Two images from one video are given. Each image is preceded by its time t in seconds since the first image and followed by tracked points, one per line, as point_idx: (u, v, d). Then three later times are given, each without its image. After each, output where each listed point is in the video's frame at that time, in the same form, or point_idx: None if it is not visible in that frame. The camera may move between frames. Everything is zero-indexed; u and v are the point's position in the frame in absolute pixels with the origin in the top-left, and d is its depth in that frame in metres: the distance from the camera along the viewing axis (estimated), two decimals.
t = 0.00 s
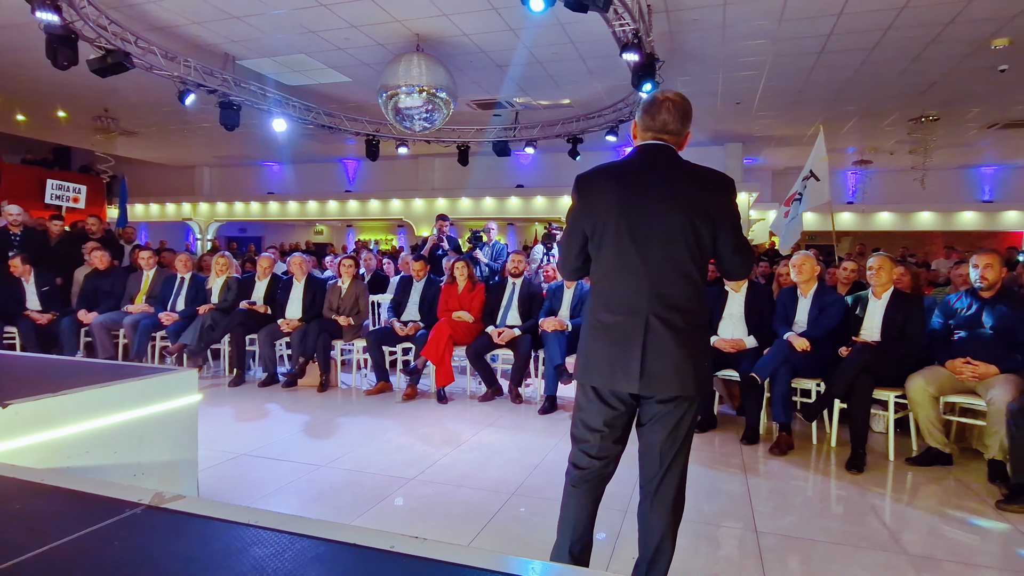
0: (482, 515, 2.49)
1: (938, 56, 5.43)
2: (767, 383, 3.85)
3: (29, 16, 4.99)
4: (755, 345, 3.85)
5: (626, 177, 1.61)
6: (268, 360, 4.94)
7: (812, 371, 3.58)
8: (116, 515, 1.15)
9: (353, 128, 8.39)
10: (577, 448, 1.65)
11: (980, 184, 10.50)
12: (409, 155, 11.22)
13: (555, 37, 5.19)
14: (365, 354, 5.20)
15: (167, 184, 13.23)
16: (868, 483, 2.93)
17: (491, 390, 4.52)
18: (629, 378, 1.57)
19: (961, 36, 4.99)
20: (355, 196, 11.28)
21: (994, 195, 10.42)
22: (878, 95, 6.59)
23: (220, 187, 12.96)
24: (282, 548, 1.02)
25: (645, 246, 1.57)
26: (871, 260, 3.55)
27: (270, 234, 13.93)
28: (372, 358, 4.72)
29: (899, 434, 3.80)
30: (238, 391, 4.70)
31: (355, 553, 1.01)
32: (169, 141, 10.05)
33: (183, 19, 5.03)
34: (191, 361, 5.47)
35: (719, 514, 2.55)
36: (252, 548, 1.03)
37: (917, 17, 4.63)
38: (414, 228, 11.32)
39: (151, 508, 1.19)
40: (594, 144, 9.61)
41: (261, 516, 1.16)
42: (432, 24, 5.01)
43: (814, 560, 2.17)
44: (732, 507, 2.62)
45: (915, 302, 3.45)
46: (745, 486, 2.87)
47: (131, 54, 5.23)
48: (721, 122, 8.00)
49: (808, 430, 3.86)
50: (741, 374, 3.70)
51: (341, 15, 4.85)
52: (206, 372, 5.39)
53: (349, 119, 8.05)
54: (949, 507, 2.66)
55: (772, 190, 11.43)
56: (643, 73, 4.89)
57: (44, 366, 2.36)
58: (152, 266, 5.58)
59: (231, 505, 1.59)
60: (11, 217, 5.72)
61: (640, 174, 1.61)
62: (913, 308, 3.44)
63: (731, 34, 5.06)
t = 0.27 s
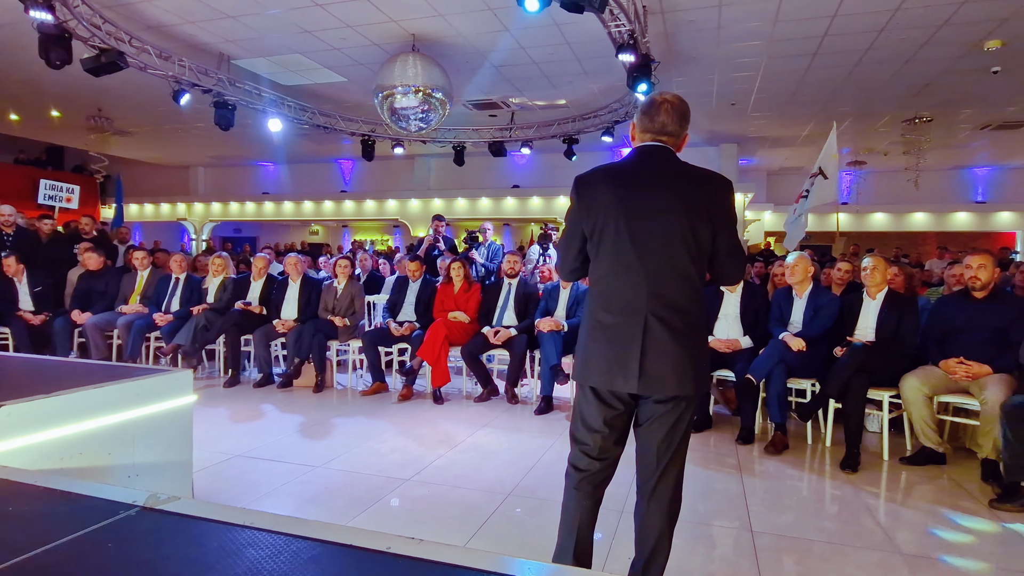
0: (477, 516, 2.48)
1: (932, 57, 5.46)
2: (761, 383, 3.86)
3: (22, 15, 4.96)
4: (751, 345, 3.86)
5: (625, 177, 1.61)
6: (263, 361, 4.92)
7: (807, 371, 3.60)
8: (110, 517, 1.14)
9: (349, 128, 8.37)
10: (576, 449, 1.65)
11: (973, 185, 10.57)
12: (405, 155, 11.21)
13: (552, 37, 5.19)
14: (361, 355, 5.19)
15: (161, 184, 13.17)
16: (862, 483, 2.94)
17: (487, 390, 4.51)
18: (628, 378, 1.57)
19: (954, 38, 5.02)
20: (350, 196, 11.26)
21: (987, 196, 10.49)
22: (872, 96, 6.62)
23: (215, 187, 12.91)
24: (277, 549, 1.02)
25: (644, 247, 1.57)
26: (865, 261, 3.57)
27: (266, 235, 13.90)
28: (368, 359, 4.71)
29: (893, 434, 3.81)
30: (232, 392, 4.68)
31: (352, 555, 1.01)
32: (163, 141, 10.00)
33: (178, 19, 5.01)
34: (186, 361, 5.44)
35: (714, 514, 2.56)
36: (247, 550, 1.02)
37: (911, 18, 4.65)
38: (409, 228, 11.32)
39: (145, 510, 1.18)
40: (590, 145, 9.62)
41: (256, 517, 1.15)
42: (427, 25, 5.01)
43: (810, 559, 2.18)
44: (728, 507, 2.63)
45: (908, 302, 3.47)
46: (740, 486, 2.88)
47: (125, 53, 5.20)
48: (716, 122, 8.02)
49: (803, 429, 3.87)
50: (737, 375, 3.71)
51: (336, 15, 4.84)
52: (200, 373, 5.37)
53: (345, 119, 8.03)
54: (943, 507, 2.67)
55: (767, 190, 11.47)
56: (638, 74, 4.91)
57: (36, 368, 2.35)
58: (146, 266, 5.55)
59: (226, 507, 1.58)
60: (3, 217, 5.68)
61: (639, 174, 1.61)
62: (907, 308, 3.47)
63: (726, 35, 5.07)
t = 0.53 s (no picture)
0: (474, 516, 2.48)
1: (928, 58, 5.48)
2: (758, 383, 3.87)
3: (17, 15, 4.94)
4: (747, 345, 3.87)
5: (626, 178, 1.61)
6: (259, 362, 4.91)
7: (803, 371, 3.60)
8: (105, 517, 1.14)
9: (345, 128, 8.36)
10: (573, 450, 1.64)
11: (968, 186, 10.62)
12: (402, 155, 11.20)
13: (549, 38, 5.20)
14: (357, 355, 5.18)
15: (157, 184, 13.14)
16: (858, 483, 2.95)
17: (484, 391, 4.51)
18: (629, 378, 1.57)
19: (949, 39, 5.04)
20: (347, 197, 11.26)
21: (982, 197, 10.55)
22: (868, 97, 6.64)
23: (212, 187, 12.89)
24: (273, 549, 1.02)
25: (646, 247, 1.57)
26: (861, 261, 3.59)
27: (262, 235, 13.88)
28: (364, 359, 4.71)
29: (889, 434, 3.82)
30: (229, 392, 4.67)
31: (348, 554, 1.01)
32: (159, 141, 9.98)
33: (175, 18, 5.00)
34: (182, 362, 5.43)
35: (711, 513, 2.56)
36: (243, 550, 1.02)
37: (907, 20, 4.67)
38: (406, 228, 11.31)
39: (141, 510, 1.18)
40: (587, 145, 9.63)
41: (251, 517, 1.15)
42: (424, 25, 5.00)
43: (806, 559, 2.18)
44: (724, 507, 2.63)
45: (904, 302, 3.48)
46: (737, 486, 2.88)
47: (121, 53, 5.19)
48: (713, 123, 8.04)
49: (800, 430, 3.88)
50: (733, 375, 3.71)
51: (334, 15, 4.84)
52: (197, 373, 5.36)
53: (342, 119, 8.02)
54: (938, 506, 2.68)
55: (764, 191, 11.50)
56: (635, 74, 4.92)
57: (31, 368, 2.34)
58: (142, 266, 5.54)
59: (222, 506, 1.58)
60: None
61: (640, 175, 1.61)
62: (903, 309, 3.47)
63: (723, 36, 5.09)
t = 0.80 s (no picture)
0: (471, 516, 2.48)
1: (923, 59, 5.50)
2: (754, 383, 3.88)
3: (12, 13, 4.92)
4: (744, 345, 3.89)
5: (627, 178, 1.60)
6: (256, 362, 4.90)
7: (799, 370, 3.61)
8: (100, 517, 1.14)
9: (342, 128, 8.36)
10: (572, 450, 1.64)
11: (963, 186, 10.67)
12: (399, 155, 11.19)
13: (546, 38, 5.20)
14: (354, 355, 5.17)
15: (152, 183, 13.10)
16: (854, 482, 2.96)
17: (481, 390, 4.51)
18: (631, 378, 1.57)
19: (945, 40, 5.07)
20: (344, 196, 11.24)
21: (977, 197, 10.60)
22: (864, 97, 6.67)
23: (208, 187, 12.85)
24: (269, 549, 1.01)
25: (648, 247, 1.57)
26: (856, 261, 3.59)
27: (259, 235, 13.86)
28: (361, 359, 4.70)
29: (885, 433, 3.84)
30: (225, 393, 4.65)
31: (345, 554, 1.00)
32: (155, 141, 9.95)
33: (171, 18, 4.99)
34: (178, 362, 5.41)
35: (708, 513, 2.56)
36: (239, 550, 1.02)
37: (903, 20, 4.69)
38: (403, 228, 11.31)
39: (137, 510, 1.17)
40: (584, 145, 9.64)
41: (248, 517, 1.14)
42: (421, 25, 5.00)
43: (802, 558, 2.18)
44: (721, 506, 2.64)
45: (899, 302, 3.49)
46: (734, 485, 2.88)
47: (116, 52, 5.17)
48: (709, 123, 8.05)
49: (796, 429, 3.89)
50: (730, 375, 3.72)
51: (330, 15, 4.83)
52: (193, 373, 5.34)
53: (339, 119, 8.00)
54: (933, 505, 2.69)
55: (760, 191, 11.53)
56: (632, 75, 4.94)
57: (25, 368, 2.33)
58: (138, 266, 5.52)
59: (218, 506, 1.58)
60: None
61: (642, 175, 1.61)
62: (898, 309, 3.49)
63: (719, 37, 5.10)
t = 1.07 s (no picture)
0: (469, 515, 2.48)
1: (919, 59, 5.52)
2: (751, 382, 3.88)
3: (7, 11, 4.90)
4: (740, 344, 3.91)
5: (628, 177, 1.61)
6: (253, 361, 4.89)
7: (796, 369, 3.62)
8: (97, 516, 1.14)
9: (339, 127, 8.35)
10: (572, 449, 1.64)
11: (959, 186, 10.73)
12: (396, 154, 11.18)
13: (543, 37, 5.20)
14: (351, 354, 5.17)
15: (148, 183, 13.05)
16: (850, 480, 2.97)
17: (478, 390, 4.51)
18: (633, 377, 1.57)
19: (940, 40, 5.09)
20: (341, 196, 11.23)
21: (972, 197, 10.65)
22: (860, 97, 6.69)
23: (204, 186, 12.82)
24: (266, 549, 1.01)
25: (650, 247, 1.57)
26: (853, 260, 3.60)
27: (256, 234, 13.84)
28: (358, 358, 4.69)
29: (881, 431, 3.85)
30: (221, 392, 4.64)
31: (343, 553, 1.00)
32: (151, 140, 9.92)
33: (167, 16, 4.98)
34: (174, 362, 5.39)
35: (705, 511, 2.57)
36: (237, 550, 1.02)
37: (899, 20, 4.71)
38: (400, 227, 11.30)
39: (133, 509, 1.17)
40: (581, 144, 9.65)
41: (246, 516, 1.14)
42: (419, 23, 4.99)
43: (799, 556, 2.19)
44: (718, 504, 2.64)
45: (895, 301, 3.51)
46: (730, 484, 2.89)
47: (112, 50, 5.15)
48: (706, 123, 8.07)
49: (793, 428, 3.91)
50: (727, 374, 3.72)
51: (327, 13, 4.82)
52: (189, 373, 5.33)
53: (336, 118, 7.99)
54: (929, 503, 2.70)
55: (757, 191, 11.56)
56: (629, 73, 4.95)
57: (20, 368, 2.31)
58: (134, 265, 5.50)
59: (215, 505, 1.57)
60: None
61: (642, 175, 1.61)
62: (894, 308, 3.51)
63: (716, 36, 5.11)
